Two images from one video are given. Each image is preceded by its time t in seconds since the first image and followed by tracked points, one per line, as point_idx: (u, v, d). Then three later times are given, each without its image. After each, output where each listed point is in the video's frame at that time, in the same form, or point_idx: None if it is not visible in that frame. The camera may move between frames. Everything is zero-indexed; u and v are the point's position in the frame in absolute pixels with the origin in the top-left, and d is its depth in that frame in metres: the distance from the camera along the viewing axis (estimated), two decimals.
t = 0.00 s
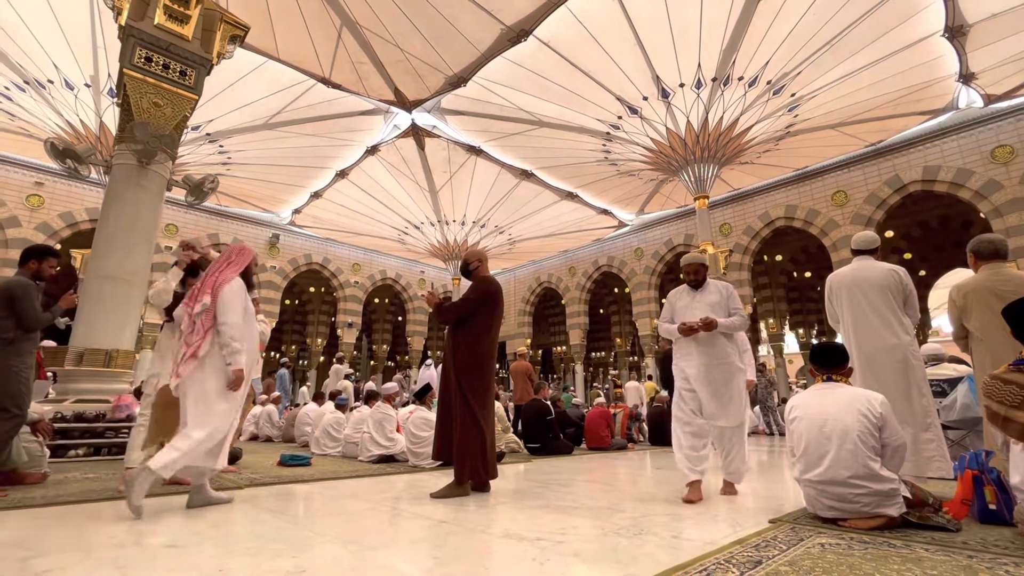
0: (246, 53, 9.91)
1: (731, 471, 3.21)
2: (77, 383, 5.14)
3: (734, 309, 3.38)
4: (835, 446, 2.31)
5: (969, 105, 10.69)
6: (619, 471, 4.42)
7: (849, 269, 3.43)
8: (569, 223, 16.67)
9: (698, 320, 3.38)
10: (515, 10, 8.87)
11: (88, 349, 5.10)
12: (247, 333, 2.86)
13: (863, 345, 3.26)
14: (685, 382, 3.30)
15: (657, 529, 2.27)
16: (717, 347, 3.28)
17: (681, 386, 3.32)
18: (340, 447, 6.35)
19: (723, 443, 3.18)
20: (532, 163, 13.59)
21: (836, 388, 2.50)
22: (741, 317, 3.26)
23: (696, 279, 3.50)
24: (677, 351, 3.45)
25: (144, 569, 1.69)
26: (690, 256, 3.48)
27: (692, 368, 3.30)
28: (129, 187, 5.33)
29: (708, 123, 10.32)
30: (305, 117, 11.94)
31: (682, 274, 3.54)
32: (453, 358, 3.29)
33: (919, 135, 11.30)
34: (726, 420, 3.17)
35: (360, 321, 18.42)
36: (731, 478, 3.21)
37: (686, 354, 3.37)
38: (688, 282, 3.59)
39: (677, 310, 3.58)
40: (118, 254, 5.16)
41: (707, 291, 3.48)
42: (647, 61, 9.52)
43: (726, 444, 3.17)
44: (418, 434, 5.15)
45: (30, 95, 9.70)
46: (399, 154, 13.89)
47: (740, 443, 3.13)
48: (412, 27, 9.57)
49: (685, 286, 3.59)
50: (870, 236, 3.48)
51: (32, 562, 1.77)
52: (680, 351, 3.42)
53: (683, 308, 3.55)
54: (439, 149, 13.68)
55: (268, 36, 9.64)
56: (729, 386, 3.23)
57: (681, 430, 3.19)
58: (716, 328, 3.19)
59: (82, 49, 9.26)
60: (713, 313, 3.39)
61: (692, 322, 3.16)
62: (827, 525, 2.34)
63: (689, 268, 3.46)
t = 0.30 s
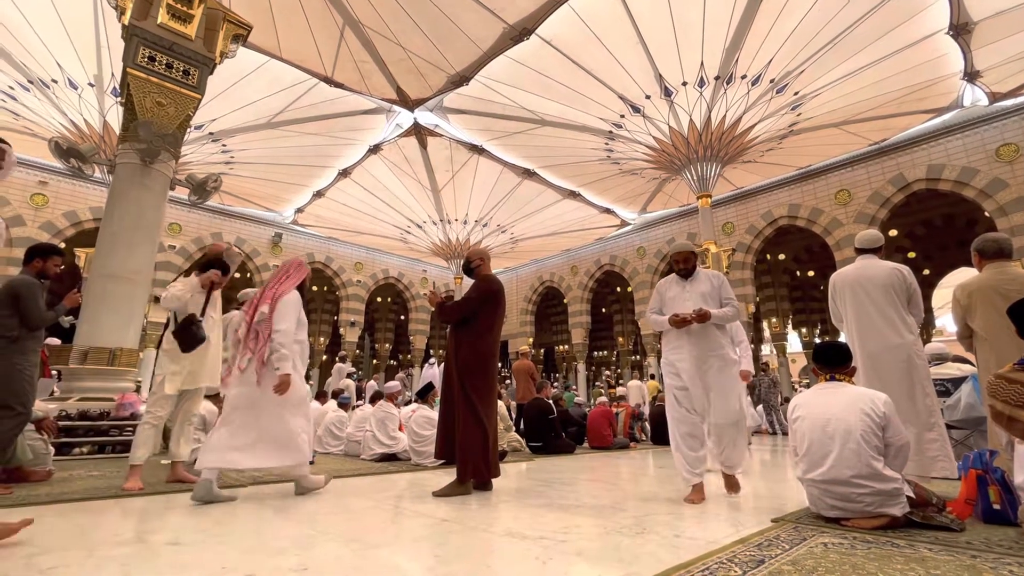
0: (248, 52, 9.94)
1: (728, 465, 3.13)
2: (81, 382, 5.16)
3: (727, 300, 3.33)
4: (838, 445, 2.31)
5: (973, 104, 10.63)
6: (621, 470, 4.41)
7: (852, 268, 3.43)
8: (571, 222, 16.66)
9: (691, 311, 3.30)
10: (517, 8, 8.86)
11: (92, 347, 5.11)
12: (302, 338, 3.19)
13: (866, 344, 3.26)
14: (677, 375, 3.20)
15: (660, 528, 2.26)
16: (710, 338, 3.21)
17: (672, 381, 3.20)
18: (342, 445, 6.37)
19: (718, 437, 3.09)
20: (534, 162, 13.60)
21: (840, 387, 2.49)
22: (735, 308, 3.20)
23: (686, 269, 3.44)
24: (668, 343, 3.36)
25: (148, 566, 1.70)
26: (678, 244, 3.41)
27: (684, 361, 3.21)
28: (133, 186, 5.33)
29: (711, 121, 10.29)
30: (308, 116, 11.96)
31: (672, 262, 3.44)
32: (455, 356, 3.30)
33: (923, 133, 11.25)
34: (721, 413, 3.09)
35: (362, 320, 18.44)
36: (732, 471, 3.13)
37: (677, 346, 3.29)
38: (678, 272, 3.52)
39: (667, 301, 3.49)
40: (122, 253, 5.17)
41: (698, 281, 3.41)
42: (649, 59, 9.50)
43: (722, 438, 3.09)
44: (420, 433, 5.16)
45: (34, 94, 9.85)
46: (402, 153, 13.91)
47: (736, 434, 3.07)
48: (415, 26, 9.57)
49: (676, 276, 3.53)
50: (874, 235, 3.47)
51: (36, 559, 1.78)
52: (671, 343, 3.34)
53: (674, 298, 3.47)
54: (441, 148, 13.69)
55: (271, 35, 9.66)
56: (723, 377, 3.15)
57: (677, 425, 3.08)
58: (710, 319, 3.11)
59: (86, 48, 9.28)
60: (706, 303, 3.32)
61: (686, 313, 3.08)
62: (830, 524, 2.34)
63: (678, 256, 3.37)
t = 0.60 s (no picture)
0: (251, 51, 9.95)
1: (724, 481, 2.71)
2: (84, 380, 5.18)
3: (728, 296, 3.25)
4: (841, 445, 2.30)
5: (977, 102, 10.58)
6: (623, 469, 4.41)
7: (855, 267, 3.42)
8: (573, 221, 16.65)
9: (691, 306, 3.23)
10: (519, 7, 8.86)
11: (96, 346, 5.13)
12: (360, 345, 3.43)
13: (869, 344, 3.25)
14: (676, 373, 3.14)
15: (661, 527, 2.27)
16: (709, 335, 3.10)
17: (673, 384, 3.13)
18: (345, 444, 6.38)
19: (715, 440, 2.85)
20: (536, 161, 13.60)
21: (843, 386, 2.48)
22: (736, 306, 3.12)
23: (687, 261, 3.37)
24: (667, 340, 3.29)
25: (152, 563, 1.71)
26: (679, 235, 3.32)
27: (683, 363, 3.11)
28: (136, 186, 5.36)
29: (713, 120, 10.27)
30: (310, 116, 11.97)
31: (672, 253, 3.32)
32: (457, 355, 3.30)
33: (926, 132, 11.21)
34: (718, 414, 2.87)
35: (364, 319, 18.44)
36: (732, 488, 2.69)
37: (676, 342, 3.19)
38: (678, 266, 3.46)
39: (667, 294, 3.43)
40: (124, 252, 5.20)
41: (700, 275, 3.33)
42: (652, 58, 9.49)
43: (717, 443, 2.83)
44: (422, 432, 5.17)
45: (37, 94, 9.85)
46: (404, 152, 13.93)
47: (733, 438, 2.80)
48: (417, 26, 9.58)
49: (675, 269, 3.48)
50: (877, 234, 3.47)
51: (41, 556, 1.79)
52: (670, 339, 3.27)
53: (673, 292, 3.42)
54: (443, 147, 13.70)
55: (273, 35, 9.67)
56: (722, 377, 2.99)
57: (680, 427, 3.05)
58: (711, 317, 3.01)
59: (89, 47, 9.31)
60: (705, 298, 3.25)
61: (683, 306, 3.00)
62: (832, 524, 2.34)
63: (680, 249, 3.28)
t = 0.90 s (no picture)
0: (253, 50, 9.96)
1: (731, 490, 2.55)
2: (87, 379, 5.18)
3: (740, 291, 3.12)
4: (843, 446, 2.30)
5: (981, 102, 10.54)
6: (625, 469, 4.40)
7: (857, 268, 3.40)
8: (575, 220, 16.63)
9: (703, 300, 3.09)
10: (521, 7, 8.85)
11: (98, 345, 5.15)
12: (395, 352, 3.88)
13: (871, 344, 3.24)
14: (684, 371, 3.02)
15: (662, 527, 2.27)
16: (721, 334, 2.97)
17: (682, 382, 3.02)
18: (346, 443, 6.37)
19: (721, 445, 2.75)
20: (538, 160, 13.59)
21: (845, 386, 2.48)
22: (750, 301, 3.00)
23: (700, 253, 3.20)
24: (672, 335, 3.18)
25: (155, 562, 1.71)
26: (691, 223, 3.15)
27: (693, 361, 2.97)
28: (139, 185, 5.38)
29: (715, 120, 10.26)
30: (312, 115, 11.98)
31: (685, 243, 3.17)
32: (457, 354, 3.31)
33: (929, 132, 11.17)
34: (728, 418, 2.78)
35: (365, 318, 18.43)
36: (734, 497, 2.52)
37: (686, 339, 3.05)
38: (688, 255, 3.31)
39: (676, 287, 3.26)
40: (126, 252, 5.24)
41: (712, 268, 3.20)
42: (654, 58, 9.48)
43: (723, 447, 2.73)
44: (424, 431, 5.17)
45: (40, 93, 9.82)
46: (406, 151, 13.93)
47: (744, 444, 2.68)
48: (419, 25, 9.59)
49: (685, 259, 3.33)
50: (880, 234, 3.46)
51: (45, 554, 1.79)
52: (676, 334, 3.15)
53: (683, 285, 3.25)
54: (445, 146, 13.70)
55: (275, 34, 9.68)
56: (732, 379, 2.89)
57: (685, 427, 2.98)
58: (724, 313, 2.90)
59: (92, 47, 9.33)
60: (717, 291, 3.12)
61: (700, 300, 2.89)
62: (834, 524, 2.33)
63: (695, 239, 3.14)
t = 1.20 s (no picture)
0: (255, 50, 9.98)
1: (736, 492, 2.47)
2: (90, 378, 5.18)
3: (755, 281, 2.88)
4: (844, 446, 2.29)
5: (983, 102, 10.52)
6: (627, 469, 4.40)
7: (858, 268, 3.39)
8: (577, 219, 16.63)
9: (720, 289, 2.83)
10: (523, 7, 8.86)
11: (101, 344, 5.18)
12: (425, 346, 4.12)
13: (872, 344, 3.24)
14: (700, 359, 2.70)
15: (665, 526, 2.27)
16: (740, 326, 2.75)
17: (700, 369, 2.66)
18: (348, 442, 6.36)
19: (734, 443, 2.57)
20: (539, 160, 13.61)
21: (847, 386, 2.47)
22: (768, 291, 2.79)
23: (715, 240, 2.93)
24: (679, 322, 2.90)
25: (156, 561, 1.71)
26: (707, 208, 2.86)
27: (716, 349, 2.69)
28: (142, 185, 5.40)
29: (717, 120, 10.27)
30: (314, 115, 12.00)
31: (700, 227, 2.90)
32: (457, 354, 3.32)
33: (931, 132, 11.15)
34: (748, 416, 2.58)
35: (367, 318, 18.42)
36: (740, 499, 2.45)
37: (702, 327, 2.78)
38: (700, 243, 3.03)
39: (687, 275, 2.98)
40: (128, 251, 5.25)
41: (726, 255, 2.95)
42: (656, 58, 9.48)
43: (737, 445, 2.55)
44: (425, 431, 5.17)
45: (43, 92, 9.84)
46: (407, 151, 13.95)
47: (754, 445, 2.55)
48: (420, 25, 9.60)
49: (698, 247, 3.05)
50: (882, 234, 3.45)
51: (48, 551, 1.80)
52: (685, 321, 2.87)
53: (696, 274, 2.97)
54: (446, 146, 13.71)
55: (278, 34, 9.70)
56: (750, 375, 2.70)
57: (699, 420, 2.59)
58: (745, 302, 2.67)
59: (95, 47, 9.35)
60: (734, 281, 2.86)
61: (721, 288, 2.65)
62: (836, 524, 2.33)
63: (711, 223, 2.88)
